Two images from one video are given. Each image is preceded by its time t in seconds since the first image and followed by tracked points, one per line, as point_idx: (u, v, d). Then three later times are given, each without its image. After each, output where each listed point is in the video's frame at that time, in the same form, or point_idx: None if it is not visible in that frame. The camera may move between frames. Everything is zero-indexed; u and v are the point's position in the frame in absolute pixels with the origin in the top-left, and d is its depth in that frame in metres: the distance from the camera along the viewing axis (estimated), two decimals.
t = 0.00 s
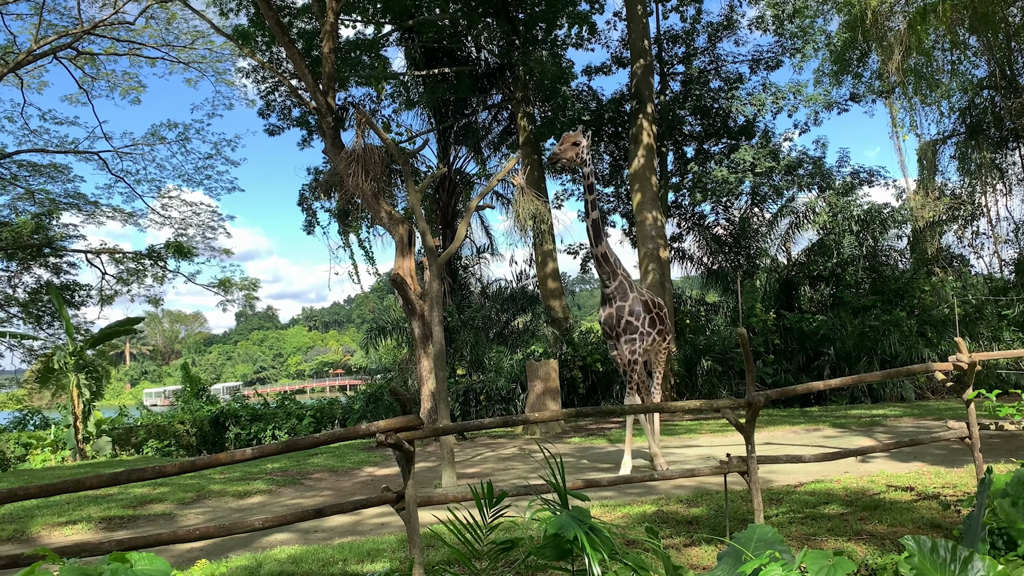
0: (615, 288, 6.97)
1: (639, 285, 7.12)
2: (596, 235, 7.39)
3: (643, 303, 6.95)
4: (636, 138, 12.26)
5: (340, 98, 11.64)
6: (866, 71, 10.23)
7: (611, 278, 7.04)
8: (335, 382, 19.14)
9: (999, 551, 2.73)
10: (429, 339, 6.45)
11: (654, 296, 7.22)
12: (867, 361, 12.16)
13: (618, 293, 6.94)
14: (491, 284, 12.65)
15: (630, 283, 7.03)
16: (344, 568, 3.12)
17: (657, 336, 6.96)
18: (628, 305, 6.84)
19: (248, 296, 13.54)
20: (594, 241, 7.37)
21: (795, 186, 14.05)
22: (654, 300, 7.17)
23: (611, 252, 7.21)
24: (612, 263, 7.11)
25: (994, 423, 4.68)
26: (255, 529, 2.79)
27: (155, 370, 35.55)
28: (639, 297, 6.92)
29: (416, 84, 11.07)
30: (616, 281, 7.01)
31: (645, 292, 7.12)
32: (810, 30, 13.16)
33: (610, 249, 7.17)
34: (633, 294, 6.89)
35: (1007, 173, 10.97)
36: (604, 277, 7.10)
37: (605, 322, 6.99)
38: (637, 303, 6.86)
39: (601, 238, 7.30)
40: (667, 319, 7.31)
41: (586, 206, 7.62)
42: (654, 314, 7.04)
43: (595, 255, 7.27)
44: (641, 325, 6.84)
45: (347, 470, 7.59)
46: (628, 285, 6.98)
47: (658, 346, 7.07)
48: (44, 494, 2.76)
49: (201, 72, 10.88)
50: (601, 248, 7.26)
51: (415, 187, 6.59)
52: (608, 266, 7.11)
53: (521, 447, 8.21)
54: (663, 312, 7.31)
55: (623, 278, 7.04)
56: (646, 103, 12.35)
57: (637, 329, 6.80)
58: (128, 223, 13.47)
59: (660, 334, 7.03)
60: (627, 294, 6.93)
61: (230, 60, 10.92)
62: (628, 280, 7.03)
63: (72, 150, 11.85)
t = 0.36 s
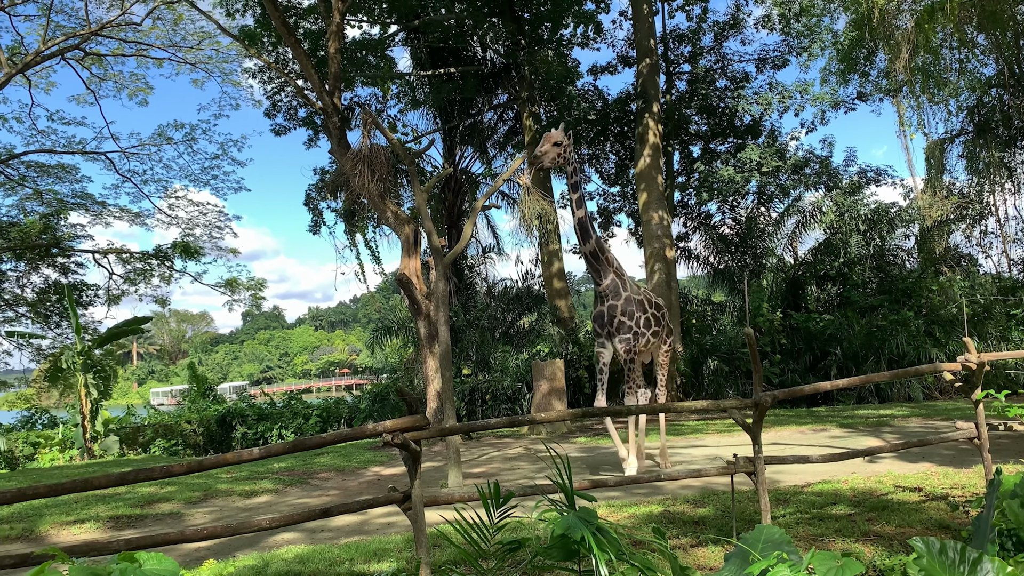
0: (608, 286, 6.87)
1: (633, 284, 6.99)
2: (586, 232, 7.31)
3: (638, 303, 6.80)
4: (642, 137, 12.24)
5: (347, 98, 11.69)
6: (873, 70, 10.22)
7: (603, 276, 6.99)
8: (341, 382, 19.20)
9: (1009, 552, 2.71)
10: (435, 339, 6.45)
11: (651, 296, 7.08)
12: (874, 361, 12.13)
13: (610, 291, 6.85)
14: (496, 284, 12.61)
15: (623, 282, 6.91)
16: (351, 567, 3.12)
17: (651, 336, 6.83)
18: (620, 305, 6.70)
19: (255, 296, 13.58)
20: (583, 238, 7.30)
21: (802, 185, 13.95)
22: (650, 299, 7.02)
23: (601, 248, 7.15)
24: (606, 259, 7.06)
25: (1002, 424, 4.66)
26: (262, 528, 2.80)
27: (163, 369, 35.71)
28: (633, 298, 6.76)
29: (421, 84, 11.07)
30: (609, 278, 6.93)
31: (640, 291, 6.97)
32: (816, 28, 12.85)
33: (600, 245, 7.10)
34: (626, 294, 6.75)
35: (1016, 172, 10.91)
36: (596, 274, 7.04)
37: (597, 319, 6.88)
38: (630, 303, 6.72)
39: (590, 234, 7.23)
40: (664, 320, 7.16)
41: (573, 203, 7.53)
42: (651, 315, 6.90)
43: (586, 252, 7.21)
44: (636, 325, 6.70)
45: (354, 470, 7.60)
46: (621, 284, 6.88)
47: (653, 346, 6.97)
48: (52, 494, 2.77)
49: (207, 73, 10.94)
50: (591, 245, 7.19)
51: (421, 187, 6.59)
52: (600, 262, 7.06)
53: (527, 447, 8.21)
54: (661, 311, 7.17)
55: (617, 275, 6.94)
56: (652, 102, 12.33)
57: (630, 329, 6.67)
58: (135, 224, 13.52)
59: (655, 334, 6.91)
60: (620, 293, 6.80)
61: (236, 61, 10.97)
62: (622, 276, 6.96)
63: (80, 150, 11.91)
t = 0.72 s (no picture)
0: (598, 286, 6.81)
1: (626, 283, 6.90)
2: (573, 229, 7.12)
3: (631, 302, 6.75)
4: (654, 136, 12.20)
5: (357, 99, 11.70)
6: (887, 67, 10.15)
7: (595, 275, 6.88)
8: (354, 380, 19.32)
9: None
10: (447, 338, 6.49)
11: (646, 295, 7.00)
12: (889, 360, 12.10)
13: (601, 291, 6.78)
14: (508, 283, 12.62)
15: (615, 281, 6.83)
16: (364, 566, 3.13)
17: (648, 336, 6.78)
18: (612, 305, 6.64)
19: (268, 295, 13.68)
20: (571, 236, 7.13)
21: (814, 184, 13.76)
22: (645, 299, 6.93)
23: (589, 245, 7.00)
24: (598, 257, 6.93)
25: (1020, 424, 4.61)
26: (276, 527, 2.83)
27: (177, 368, 36.01)
28: (625, 298, 6.70)
29: (432, 84, 11.11)
30: (599, 277, 6.84)
31: (634, 290, 6.89)
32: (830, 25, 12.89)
33: (588, 243, 6.97)
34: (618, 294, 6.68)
35: None
36: (587, 273, 6.95)
37: (588, 319, 6.81)
38: (623, 303, 6.65)
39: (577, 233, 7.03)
40: (663, 321, 7.07)
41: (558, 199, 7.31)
42: (646, 315, 6.83)
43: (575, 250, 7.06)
44: (631, 325, 6.64)
45: (366, 469, 7.62)
46: (612, 283, 6.80)
47: (652, 347, 6.92)
48: (70, 492, 2.80)
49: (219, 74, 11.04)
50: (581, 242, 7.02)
51: (432, 187, 6.57)
52: (590, 260, 6.94)
53: (539, 447, 8.20)
54: (659, 311, 7.09)
55: (607, 273, 6.86)
56: (663, 100, 12.31)
57: (625, 329, 6.62)
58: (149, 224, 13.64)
59: (652, 335, 6.84)
60: (612, 293, 6.74)
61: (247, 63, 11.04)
62: (613, 274, 6.88)
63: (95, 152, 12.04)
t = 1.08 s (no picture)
0: (590, 288, 6.79)
1: (623, 284, 6.79)
2: (560, 231, 7.16)
3: (628, 304, 6.65)
4: (677, 134, 12.16)
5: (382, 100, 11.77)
6: (915, 62, 10.02)
7: (587, 277, 6.84)
8: (379, 378, 19.48)
9: None
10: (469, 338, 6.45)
11: (646, 295, 6.85)
12: (918, 360, 11.88)
13: (594, 294, 6.73)
14: (530, 282, 12.48)
15: (609, 284, 6.74)
16: (389, 564, 3.14)
17: (647, 339, 6.73)
18: (606, 310, 6.60)
19: (292, 295, 13.82)
20: (557, 238, 7.16)
21: (842, 181, 13.49)
22: (644, 301, 6.80)
23: (576, 246, 6.99)
24: (591, 257, 6.82)
25: None
26: (302, 525, 2.87)
27: (203, 367, 36.49)
28: (621, 301, 6.61)
29: (454, 84, 11.21)
30: (591, 279, 6.77)
31: (633, 291, 6.76)
32: (856, 20, 12.75)
33: (574, 244, 6.93)
34: (612, 297, 6.62)
35: None
36: (579, 276, 6.91)
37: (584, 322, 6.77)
38: (617, 307, 6.58)
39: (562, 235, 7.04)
40: (663, 322, 6.94)
41: (542, 201, 7.32)
42: (645, 317, 6.74)
43: (563, 252, 7.07)
44: (628, 329, 6.59)
45: (390, 467, 7.67)
46: (606, 285, 6.72)
47: (653, 349, 6.87)
48: (101, 489, 2.84)
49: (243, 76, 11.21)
50: (566, 243, 7.05)
51: (454, 187, 6.58)
52: (578, 261, 6.91)
53: (562, 447, 8.18)
54: (660, 311, 6.96)
55: (599, 274, 6.80)
56: (687, 98, 12.21)
57: (622, 334, 6.58)
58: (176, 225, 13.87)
59: (651, 338, 6.77)
60: (607, 297, 6.68)
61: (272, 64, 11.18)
62: (606, 275, 6.78)
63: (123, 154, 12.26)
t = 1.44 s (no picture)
0: (596, 287, 6.73)
1: (629, 281, 6.68)
2: (560, 231, 7.13)
3: (635, 303, 6.55)
4: (704, 132, 12.08)
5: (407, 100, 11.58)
6: (949, 58, 9.87)
7: (592, 276, 6.77)
8: (408, 378, 19.58)
9: None
10: (495, 338, 6.39)
11: (655, 292, 6.72)
12: (953, 360, 11.87)
13: (600, 294, 6.68)
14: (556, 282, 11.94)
15: (615, 282, 6.68)
16: (416, 564, 3.14)
17: (655, 338, 6.63)
18: (612, 309, 6.54)
19: (320, 294, 13.94)
20: (559, 239, 7.14)
21: (873, 179, 13.30)
22: (653, 299, 6.67)
23: (578, 245, 6.96)
24: (595, 257, 6.79)
25: None
26: (331, 524, 2.89)
27: (232, 366, 36.93)
28: (626, 300, 6.53)
29: (480, 84, 11.19)
30: (596, 279, 6.72)
31: (640, 289, 6.66)
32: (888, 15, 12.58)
33: (577, 244, 6.90)
34: (618, 296, 6.55)
35: None
36: (585, 274, 6.85)
37: (591, 322, 6.72)
38: (623, 306, 6.50)
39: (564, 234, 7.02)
40: (674, 319, 6.82)
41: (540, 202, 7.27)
42: (654, 316, 6.63)
43: (565, 252, 7.06)
44: (635, 328, 6.47)
45: (417, 466, 7.70)
46: (611, 283, 6.66)
47: (664, 347, 6.83)
48: (134, 487, 2.88)
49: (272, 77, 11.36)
50: (568, 243, 7.03)
51: (481, 186, 6.68)
52: (581, 261, 6.89)
53: (589, 447, 8.16)
54: (670, 308, 6.84)
55: (604, 272, 6.73)
56: (715, 96, 12.12)
57: (628, 333, 6.46)
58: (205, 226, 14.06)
59: (660, 337, 6.69)
60: (612, 294, 6.62)
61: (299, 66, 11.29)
62: (611, 273, 6.71)
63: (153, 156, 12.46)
